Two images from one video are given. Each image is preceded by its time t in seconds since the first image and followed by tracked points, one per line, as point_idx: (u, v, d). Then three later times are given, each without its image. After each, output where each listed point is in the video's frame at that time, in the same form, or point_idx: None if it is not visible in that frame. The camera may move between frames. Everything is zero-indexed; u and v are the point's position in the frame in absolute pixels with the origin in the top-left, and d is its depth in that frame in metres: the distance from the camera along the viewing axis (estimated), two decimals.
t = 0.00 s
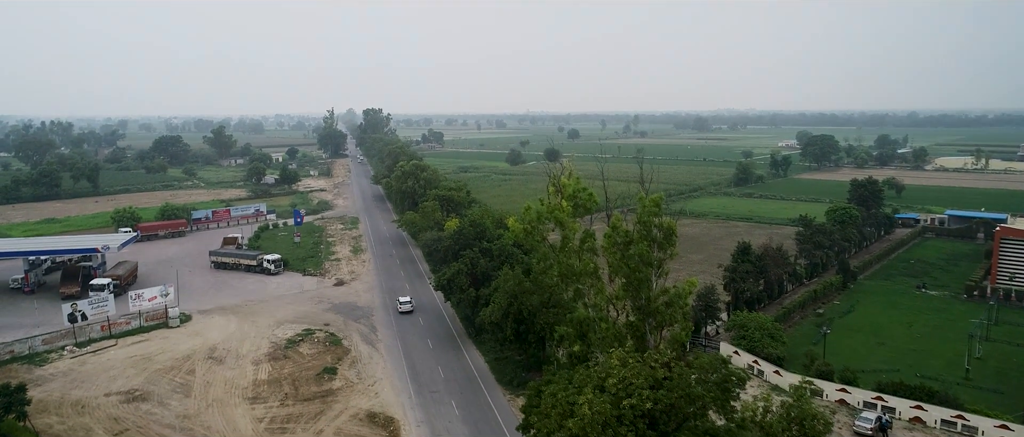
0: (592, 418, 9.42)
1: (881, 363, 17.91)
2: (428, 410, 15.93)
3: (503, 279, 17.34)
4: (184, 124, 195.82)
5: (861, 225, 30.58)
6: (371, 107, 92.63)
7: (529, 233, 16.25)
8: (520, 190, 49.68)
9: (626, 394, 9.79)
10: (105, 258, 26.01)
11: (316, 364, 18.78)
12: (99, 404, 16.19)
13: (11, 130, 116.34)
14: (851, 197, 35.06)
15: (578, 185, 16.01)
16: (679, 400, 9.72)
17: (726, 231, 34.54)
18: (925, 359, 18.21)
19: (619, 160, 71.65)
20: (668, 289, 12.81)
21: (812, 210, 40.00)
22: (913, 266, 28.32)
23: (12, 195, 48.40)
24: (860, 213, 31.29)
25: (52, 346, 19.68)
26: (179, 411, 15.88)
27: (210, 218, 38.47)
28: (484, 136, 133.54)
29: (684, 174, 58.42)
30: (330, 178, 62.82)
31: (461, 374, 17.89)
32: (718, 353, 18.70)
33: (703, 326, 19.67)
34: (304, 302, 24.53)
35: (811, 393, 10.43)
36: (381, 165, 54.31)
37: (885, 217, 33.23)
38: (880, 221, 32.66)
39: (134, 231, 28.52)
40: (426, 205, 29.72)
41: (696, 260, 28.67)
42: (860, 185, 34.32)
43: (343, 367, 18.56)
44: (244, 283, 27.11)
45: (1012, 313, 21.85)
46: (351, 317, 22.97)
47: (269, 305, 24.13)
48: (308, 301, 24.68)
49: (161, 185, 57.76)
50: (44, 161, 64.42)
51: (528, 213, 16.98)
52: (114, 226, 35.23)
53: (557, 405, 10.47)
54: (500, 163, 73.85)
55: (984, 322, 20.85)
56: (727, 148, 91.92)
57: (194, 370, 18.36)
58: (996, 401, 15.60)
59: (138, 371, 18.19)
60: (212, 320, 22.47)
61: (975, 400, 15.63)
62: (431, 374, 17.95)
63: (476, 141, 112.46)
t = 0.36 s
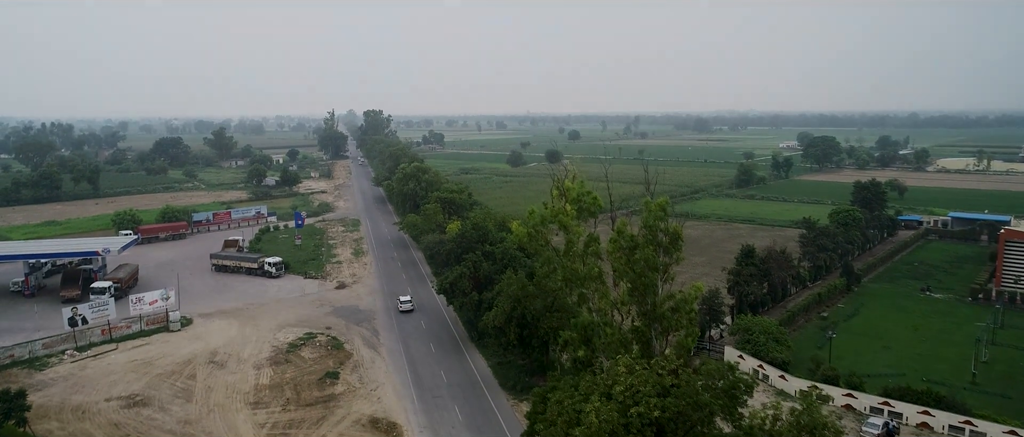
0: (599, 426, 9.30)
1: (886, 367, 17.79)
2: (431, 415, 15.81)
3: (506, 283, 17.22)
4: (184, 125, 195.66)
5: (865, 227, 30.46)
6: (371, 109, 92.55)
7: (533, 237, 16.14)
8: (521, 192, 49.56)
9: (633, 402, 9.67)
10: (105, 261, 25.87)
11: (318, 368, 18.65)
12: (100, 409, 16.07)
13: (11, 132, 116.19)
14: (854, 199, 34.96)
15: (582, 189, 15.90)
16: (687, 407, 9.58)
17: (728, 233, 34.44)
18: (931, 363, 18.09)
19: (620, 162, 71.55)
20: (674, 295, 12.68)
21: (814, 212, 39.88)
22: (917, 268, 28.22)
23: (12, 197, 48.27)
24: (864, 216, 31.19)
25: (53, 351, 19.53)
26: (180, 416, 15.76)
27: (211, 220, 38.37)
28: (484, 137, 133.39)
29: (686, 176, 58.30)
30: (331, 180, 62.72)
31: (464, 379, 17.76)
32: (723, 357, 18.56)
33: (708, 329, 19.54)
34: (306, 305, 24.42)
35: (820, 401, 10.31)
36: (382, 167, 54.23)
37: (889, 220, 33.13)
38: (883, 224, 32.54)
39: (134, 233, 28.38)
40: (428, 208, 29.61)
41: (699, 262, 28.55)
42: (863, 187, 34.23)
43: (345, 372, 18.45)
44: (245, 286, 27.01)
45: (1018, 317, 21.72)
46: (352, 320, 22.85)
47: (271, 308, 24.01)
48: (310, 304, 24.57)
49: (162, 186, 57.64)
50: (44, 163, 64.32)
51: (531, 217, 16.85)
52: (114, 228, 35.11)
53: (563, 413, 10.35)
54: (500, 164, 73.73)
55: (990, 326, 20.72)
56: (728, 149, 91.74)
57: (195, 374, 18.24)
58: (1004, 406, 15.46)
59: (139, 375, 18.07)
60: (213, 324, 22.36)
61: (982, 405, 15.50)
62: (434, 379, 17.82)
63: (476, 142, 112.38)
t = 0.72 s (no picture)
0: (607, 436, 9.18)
1: (893, 373, 17.66)
2: (434, 421, 15.68)
3: (509, 288, 17.08)
4: (185, 128, 195.66)
5: (868, 231, 30.33)
6: (372, 112, 92.52)
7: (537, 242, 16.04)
8: (523, 195, 49.44)
9: (641, 411, 9.57)
10: (106, 265, 25.73)
11: (320, 374, 18.52)
12: (100, 416, 15.93)
13: (12, 135, 116.09)
14: (857, 203, 34.84)
15: (587, 194, 15.79)
16: (696, 417, 9.46)
17: (731, 237, 34.32)
18: (937, 368, 17.95)
19: (621, 165, 71.44)
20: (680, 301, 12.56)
21: (817, 215, 39.77)
22: (920, 272, 28.09)
23: (12, 200, 48.16)
24: (867, 219, 31.07)
25: (53, 356, 19.36)
26: (181, 423, 15.63)
27: (212, 224, 38.26)
28: (485, 140, 133.23)
29: (687, 178, 58.18)
30: (332, 183, 62.62)
31: (467, 385, 17.64)
32: (727, 363, 18.43)
33: (712, 334, 19.42)
34: (307, 310, 24.29)
35: (830, 410, 10.16)
36: (383, 170, 54.14)
37: (892, 223, 32.98)
38: (886, 227, 32.41)
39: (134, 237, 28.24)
40: (430, 211, 29.48)
41: (702, 266, 28.42)
42: (866, 190, 34.11)
43: (346, 377, 18.31)
44: (246, 290, 26.88)
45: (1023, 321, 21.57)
46: (354, 325, 22.73)
47: (272, 313, 23.87)
48: (311, 309, 24.43)
49: (162, 189, 57.56)
50: (45, 166, 64.23)
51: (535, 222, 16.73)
52: (115, 232, 34.99)
53: (569, 422, 10.24)
54: (501, 167, 73.66)
55: (996, 330, 20.59)
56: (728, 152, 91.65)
57: (196, 380, 18.11)
58: (1012, 412, 15.32)
59: (140, 381, 17.93)
60: (214, 329, 22.22)
61: (990, 411, 15.37)
62: (437, 385, 17.70)
63: (477, 145, 112.35)
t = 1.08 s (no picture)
0: None
1: (898, 378, 17.55)
2: (437, 428, 15.56)
3: (512, 294, 16.97)
4: (186, 130, 195.84)
5: (871, 235, 30.20)
6: (373, 114, 92.55)
7: (540, 247, 15.96)
8: (524, 198, 49.35)
9: (648, 420, 9.47)
10: (106, 269, 25.58)
11: (322, 380, 18.40)
12: (100, 422, 15.81)
13: (12, 137, 116.00)
14: (860, 206, 34.73)
15: (591, 199, 15.71)
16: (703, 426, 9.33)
17: (733, 240, 34.21)
18: (943, 373, 17.85)
19: (622, 168, 71.41)
20: (685, 308, 12.46)
21: (819, 218, 39.67)
22: (924, 276, 27.98)
23: (13, 204, 48.09)
24: (870, 223, 30.94)
25: (52, 362, 19.26)
26: (182, 430, 15.51)
27: (212, 227, 38.17)
28: (486, 142, 133.25)
29: (688, 182, 58.09)
30: (332, 186, 62.53)
31: (470, 391, 17.51)
32: (732, 369, 18.30)
33: (716, 339, 19.31)
34: (309, 315, 24.17)
35: (839, 418, 10.04)
36: (384, 173, 54.10)
37: (895, 227, 32.86)
38: (889, 231, 32.27)
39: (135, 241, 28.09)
40: (431, 215, 29.39)
41: (705, 270, 28.31)
42: (868, 194, 34.00)
43: (349, 383, 18.19)
44: (247, 295, 26.77)
45: None
46: (356, 329, 22.61)
47: (273, 318, 23.77)
48: (313, 313, 24.31)
49: (163, 192, 57.45)
50: (45, 169, 64.17)
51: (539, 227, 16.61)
52: (115, 235, 34.89)
53: (575, 431, 10.12)
54: (502, 170, 73.54)
55: (1002, 336, 20.45)
56: (728, 154, 91.51)
57: (197, 386, 17.99)
58: (1019, 419, 15.20)
59: (140, 387, 17.81)
60: (215, 334, 22.10)
61: (998, 418, 15.25)
62: (439, 391, 17.57)
63: (478, 148, 112.27)
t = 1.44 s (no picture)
0: None
1: (904, 385, 17.40)
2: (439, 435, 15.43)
3: (516, 299, 16.84)
4: (187, 133, 195.95)
5: (875, 239, 30.07)
6: (374, 117, 92.58)
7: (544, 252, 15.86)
8: (526, 201, 49.25)
9: (655, 430, 9.36)
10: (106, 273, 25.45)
11: (323, 386, 18.26)
12: (100, 429, 15.68)
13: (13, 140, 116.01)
14: (863, 210, 34.61)
15: (595, 204, 15.64)
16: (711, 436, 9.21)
17: (736, 244, 34.07)
18: (949, 379, 17.70)
19: (622, 171, 71.36)
20: (691, 315, 12.33)
21: (821, 222, 39.56)
22: (928, 280, 27.85)
23: (13, 207, 48.02)
24: (874, 227, 30.82)
25: (52, 367, 19.14)
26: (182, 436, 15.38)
27: (213, 231, 38.06)
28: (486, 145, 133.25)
29: (690, 185, 57.98)
30: (333, 189, 62.43)
31: (472, 397, 17.38)
32: (737, 375, 18.16)
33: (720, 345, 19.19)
34: (310, 319, 24.03)
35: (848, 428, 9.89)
36: (385, 176, 54.04)
37: (898, 230, 32.75)
38: (892, 234, 32.16)
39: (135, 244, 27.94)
40: (433, 219, 29.28)
41: (707, 274, 28.18)
42: (871, 197, 33.91)
43: (350, 389, 18.05)
44: (248, 299, 26.66)
45: None
46: (357, 334, 22.47)
47: (274, 322, 23.64)
48: (314, 318, 24.17)
49: (163, 196, 57.37)
50: (46, 172, 64.10)
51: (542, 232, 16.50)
52: (115, 239, 34.78)
53: None
54: (503, 173, 73.42)
55: (1008, 341, 20.30)
56: (729, 157, 91.49)
57: (198, 392, 17.86)
58: None
59: (140, 393, 17.67)
60: (215, 339, 21.97)
61: (1005, 425, 15.09)
62: (441, 397, 17.42)
63: (479, 151, 112.15)
